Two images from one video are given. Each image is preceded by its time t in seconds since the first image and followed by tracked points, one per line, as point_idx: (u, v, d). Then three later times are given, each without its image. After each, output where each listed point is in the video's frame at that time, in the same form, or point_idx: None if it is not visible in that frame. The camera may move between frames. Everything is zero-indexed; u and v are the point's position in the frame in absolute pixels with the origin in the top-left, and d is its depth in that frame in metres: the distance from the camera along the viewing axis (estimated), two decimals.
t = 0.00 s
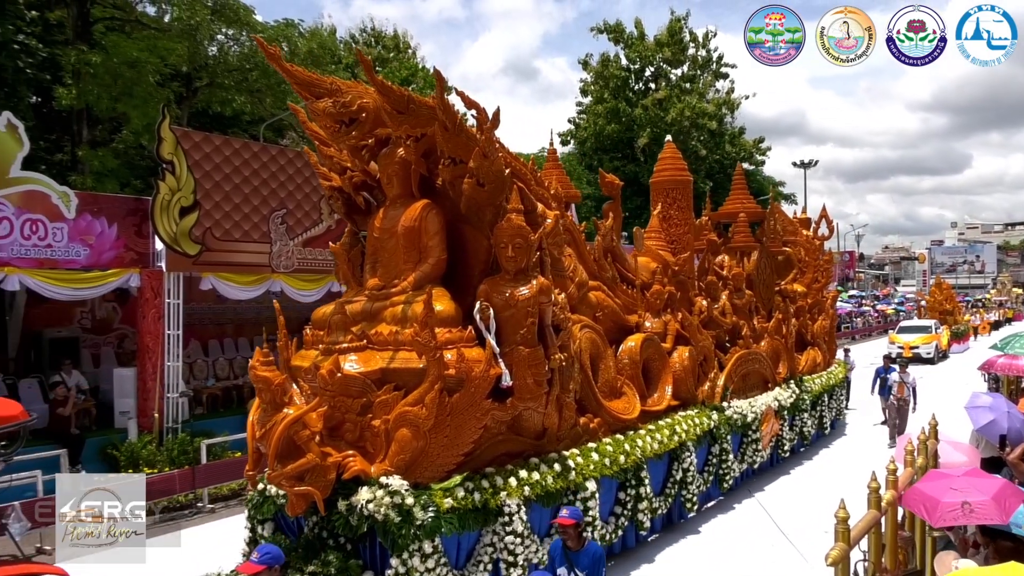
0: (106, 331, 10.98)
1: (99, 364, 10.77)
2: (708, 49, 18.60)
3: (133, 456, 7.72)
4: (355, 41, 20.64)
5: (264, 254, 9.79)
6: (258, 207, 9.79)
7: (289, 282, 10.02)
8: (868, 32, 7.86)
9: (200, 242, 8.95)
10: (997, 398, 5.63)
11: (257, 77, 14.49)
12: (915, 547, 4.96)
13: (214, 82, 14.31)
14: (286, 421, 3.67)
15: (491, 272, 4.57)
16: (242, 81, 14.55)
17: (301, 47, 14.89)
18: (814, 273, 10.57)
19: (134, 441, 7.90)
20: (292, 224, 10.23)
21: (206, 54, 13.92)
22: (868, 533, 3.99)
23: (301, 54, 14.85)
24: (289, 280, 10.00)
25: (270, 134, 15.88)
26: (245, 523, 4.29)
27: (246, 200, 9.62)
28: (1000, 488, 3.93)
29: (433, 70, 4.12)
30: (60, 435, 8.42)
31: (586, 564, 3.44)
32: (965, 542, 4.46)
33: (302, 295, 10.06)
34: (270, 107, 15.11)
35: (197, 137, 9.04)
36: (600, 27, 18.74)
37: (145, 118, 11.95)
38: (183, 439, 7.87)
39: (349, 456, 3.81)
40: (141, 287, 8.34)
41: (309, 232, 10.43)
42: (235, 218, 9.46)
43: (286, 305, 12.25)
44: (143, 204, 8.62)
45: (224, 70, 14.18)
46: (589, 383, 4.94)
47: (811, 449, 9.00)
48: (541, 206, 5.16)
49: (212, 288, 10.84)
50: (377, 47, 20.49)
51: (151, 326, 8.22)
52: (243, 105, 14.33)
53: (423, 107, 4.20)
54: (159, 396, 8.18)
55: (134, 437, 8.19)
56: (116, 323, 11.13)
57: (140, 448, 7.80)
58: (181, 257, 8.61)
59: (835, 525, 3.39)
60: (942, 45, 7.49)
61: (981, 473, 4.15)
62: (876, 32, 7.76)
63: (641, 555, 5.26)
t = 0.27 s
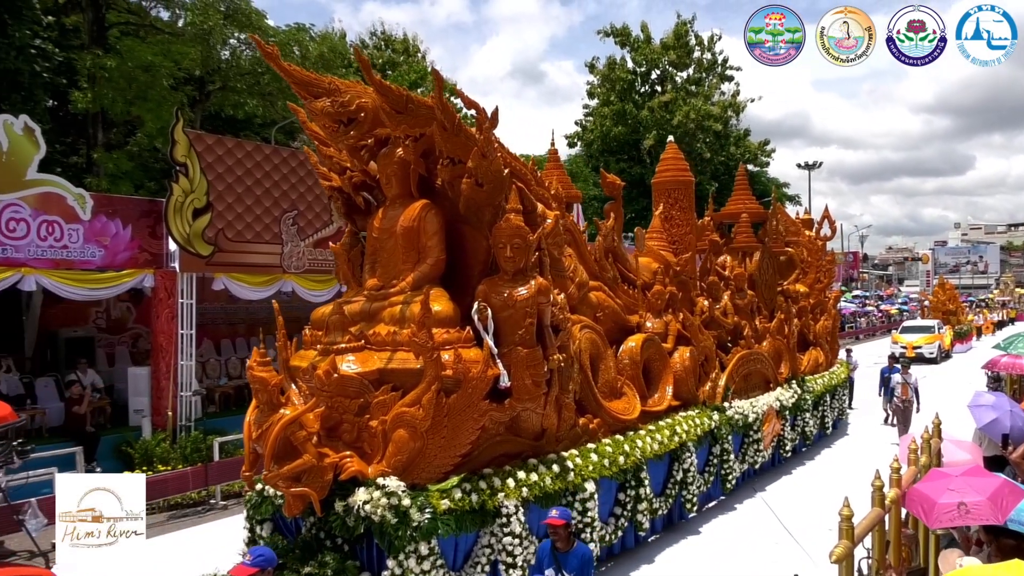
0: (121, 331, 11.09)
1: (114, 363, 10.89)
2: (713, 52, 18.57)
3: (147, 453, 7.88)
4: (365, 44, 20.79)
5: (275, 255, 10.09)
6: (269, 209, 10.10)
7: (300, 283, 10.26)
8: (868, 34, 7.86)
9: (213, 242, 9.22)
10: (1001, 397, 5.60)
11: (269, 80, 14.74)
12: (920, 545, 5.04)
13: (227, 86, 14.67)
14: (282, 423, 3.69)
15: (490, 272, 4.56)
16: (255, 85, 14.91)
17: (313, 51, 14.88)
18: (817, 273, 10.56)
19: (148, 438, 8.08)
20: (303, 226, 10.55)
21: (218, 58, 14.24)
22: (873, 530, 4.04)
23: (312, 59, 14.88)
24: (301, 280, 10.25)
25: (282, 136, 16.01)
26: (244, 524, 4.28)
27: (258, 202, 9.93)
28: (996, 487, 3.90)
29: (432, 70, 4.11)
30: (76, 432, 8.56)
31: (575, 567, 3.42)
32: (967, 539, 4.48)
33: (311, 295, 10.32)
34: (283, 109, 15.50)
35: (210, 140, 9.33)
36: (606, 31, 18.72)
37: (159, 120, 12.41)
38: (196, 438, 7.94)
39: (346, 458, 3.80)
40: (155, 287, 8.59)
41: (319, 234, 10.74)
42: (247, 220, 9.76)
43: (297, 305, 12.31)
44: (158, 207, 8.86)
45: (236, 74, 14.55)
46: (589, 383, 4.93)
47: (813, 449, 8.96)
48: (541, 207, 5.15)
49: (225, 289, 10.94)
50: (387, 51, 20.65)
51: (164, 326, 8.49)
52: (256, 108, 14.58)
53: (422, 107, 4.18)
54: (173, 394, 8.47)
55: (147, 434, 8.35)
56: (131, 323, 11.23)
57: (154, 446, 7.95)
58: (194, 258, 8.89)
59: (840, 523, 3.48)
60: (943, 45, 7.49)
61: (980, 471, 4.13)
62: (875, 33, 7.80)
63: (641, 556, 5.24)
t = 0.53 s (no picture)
0: (131, 330, 11.12)
1: (124, 362, 10.87)
2: (718, 53, 18.53)
3: (158, 451, 7.92)
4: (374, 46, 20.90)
5: (283, 255, 10.11)
6: (278, 210, 10.13)
7: (307, 283, 10.30)
8: (868, 35, 7.82)
9: (222, 243, 9.21)
10: (1005, 397, 5.54)
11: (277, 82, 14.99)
12: (924, 543, 5.02)
13: (236, 88, 14.93)
14: (274, 424, 3.65)
15: (486, 272, 4.52)
16: (263, 87, 15.17)
17: (320, 52, 15.14)
18: (819, 273, 10.52)
19: (158, 437, 8.09)
20: (311, 227, 10.59)
21: (227, 61, 14.39)
22: (877, 530, 4.02)
23: (319, 59, 15.16)
24: (307, 280, 10.27)
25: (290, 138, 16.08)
26: (239, 526, 4.28)
27: (266, 203, 9.95)
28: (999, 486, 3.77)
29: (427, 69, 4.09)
30: (87, 431, 8.68)
31: (567, 571, 3.37)
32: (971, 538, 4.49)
33: (319, 295, 10.33)
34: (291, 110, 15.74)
35: (219, 142, 9.35)
36: (611, 32, 18.67)
37: (170, 122, 12.56)
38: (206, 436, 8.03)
39: (339, 459, 3.80)
40: (165, 287, 8.61)
41: (327, 234, 10.80)
42: (255, 220, 9.78)
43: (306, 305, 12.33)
44: (168, 207, 8.94)
45: (245, 76, 14.78)
46: (587, 384, 4.88)
47: (814, 450, 8.89)
48: (539, 206, 5.11)
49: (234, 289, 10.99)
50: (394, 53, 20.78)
51: (174, 326, 8.53)
52: (264, 110, 14.86)
53: (417, 106, 4.15)
54: (183, 393, 8.47)
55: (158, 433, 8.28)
56: (141, 322, 11.27)
57: (164, 444, 7.98)
58: (203, 258, 8.89)
59: (844, 522, 3.48)
60: (942, 45, 7.43)
61: (985, 471, 4.06)
62: (874, 32, 7.77)
63: (640, 558, 5.18)
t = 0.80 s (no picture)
0: (137, 330, 11.07)
1: (130, 362, 10.80)
2: (724, 53, 18.44)
3: (163, 451, 8.04)
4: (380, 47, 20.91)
5: (289, 255, 10.09)
6: (283, 210, 10.11)
7: (312, 282, 10.26)
8: (868, 34, 7.75)
9: (227, 243, 9.16)
10: (1012, 398, 5.44)
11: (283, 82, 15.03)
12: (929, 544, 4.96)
13: (242, 89, 14.85)
14: (263, 426, 3.59)
15: (481, 272, 4.45)
16: (269, 87, 15.18)
17: (326, 52, 15.26)
18: (822, 273, 10.45)
19: (165, 437, 8.20)
20: (315, 227, 10.60)
21: (233, 61, 14.38)
22: (882, 532, 3.93)
23: (324, 59, 15.34)
24: (313, 280, 10.23)
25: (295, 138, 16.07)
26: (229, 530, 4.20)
27: (272, 203, 9.93)
28: (1008, 487, 3.86)
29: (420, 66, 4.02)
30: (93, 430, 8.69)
31: None
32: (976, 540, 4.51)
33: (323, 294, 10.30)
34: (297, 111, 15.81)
35: (224, 142, 9.30)
36: (617, 32, 18.59)
37: (176, 122, 12.55)
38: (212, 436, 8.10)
39: (330, 462, 3.73)
40: (170, 287, 8.63)
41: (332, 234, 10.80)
42: (261, 220, 9.76)
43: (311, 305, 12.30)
44: (173, 207, 8.95)
45: (251, 77, 14.77)
46: (584, 385, 4.81)
47: (817, 451, 8.79)
48: (535, 205, 5.03)
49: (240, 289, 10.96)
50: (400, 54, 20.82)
51: (179, 326, 8.55)
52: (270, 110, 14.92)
53: (410, 103, 4.07)
54: (188, 393, 8.51)
55: (164, 433, 8.42)
56: (147, 322, 11.24)
57: (170, 444, 8.10)
58: (209, 258, 8.85)
59: (850, 522, 3.37)
60: (942, 44, 7.38)
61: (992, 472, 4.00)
62: (875, 32, 7.70)
63: (638, 562, 5.11)
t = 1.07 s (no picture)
0: (142, 330, 11.09)
1: (135, 362, 10.79)
2: (728, 53, 18.35)
3: (168, 450, 8.14)
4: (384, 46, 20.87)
5: (293, 255, 10.01)
6: (287, 210, 10.01)
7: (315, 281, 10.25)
8: (868, 35, 7.68)
9: (232, 244, 9.11)
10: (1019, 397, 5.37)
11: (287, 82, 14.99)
12: (934, 545, 4.97)
13: (247, 89, 14.79)
14: (250, 429, 3.53)
15: (475, 272, 4.38)
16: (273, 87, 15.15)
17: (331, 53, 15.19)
18: (824, 273, 10.38)
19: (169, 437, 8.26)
20: (319, 226, 10.51)
21: (237, 61, 14.35)
22: (885, 532, 3.98)
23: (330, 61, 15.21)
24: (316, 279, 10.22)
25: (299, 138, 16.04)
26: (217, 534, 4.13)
27: (276, 203, 9.85)
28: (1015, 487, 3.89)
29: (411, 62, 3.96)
30: (99, 431, 8.68)
31: None
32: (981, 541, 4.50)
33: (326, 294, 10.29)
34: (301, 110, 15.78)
35: (229, 142, 9.22)
36: (621, 32, 18.50)
37: (180, 123, 12.50)
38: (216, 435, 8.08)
39: (320, 466, 3.69)
40: (175, 287, 8.55)
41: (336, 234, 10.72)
42: (265, 221, 9.68)
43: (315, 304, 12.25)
44: (178, 208, 8.89)
45: (255, 77, 14.72)
46: (579, 386, 4.73)
47: (818, 454, 8.70)
48: (531, 204, 4.95)
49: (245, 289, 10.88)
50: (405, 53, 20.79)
51: (185, 326, 8.51)
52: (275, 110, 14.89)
53: (402, 100, 4.01)
54: (193, 393, 8.51)
55: (169, 433, 8.36)
56: (152, 322, 11.26)
57: (175, 443, 8.16)
58: (213, 258, 8.85)
59: (855, 523, 3.62)
60: (942, 45, 7.31)
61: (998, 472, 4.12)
62: (874, 32, 7.63)
63: (634, 567, 5.03)
